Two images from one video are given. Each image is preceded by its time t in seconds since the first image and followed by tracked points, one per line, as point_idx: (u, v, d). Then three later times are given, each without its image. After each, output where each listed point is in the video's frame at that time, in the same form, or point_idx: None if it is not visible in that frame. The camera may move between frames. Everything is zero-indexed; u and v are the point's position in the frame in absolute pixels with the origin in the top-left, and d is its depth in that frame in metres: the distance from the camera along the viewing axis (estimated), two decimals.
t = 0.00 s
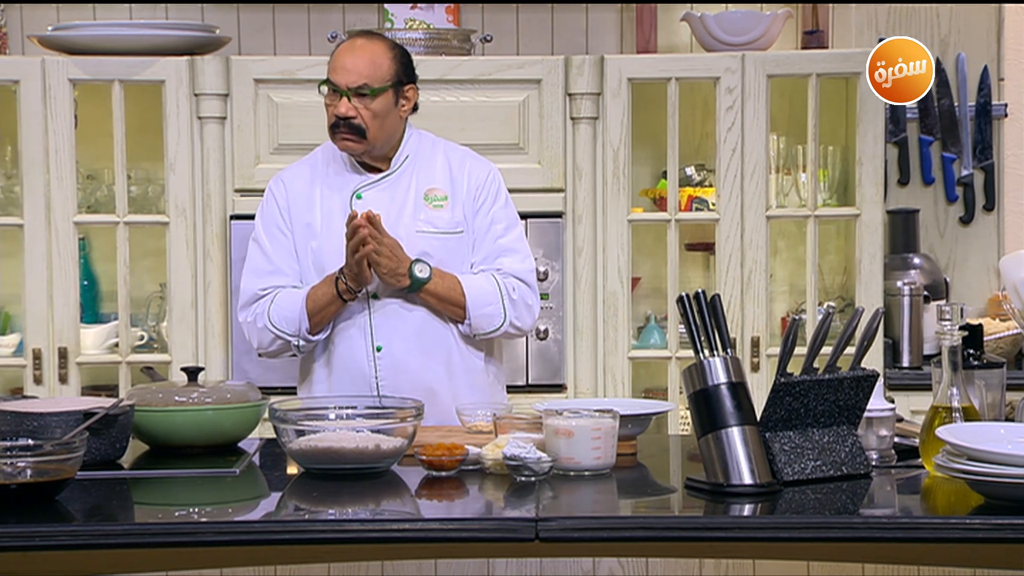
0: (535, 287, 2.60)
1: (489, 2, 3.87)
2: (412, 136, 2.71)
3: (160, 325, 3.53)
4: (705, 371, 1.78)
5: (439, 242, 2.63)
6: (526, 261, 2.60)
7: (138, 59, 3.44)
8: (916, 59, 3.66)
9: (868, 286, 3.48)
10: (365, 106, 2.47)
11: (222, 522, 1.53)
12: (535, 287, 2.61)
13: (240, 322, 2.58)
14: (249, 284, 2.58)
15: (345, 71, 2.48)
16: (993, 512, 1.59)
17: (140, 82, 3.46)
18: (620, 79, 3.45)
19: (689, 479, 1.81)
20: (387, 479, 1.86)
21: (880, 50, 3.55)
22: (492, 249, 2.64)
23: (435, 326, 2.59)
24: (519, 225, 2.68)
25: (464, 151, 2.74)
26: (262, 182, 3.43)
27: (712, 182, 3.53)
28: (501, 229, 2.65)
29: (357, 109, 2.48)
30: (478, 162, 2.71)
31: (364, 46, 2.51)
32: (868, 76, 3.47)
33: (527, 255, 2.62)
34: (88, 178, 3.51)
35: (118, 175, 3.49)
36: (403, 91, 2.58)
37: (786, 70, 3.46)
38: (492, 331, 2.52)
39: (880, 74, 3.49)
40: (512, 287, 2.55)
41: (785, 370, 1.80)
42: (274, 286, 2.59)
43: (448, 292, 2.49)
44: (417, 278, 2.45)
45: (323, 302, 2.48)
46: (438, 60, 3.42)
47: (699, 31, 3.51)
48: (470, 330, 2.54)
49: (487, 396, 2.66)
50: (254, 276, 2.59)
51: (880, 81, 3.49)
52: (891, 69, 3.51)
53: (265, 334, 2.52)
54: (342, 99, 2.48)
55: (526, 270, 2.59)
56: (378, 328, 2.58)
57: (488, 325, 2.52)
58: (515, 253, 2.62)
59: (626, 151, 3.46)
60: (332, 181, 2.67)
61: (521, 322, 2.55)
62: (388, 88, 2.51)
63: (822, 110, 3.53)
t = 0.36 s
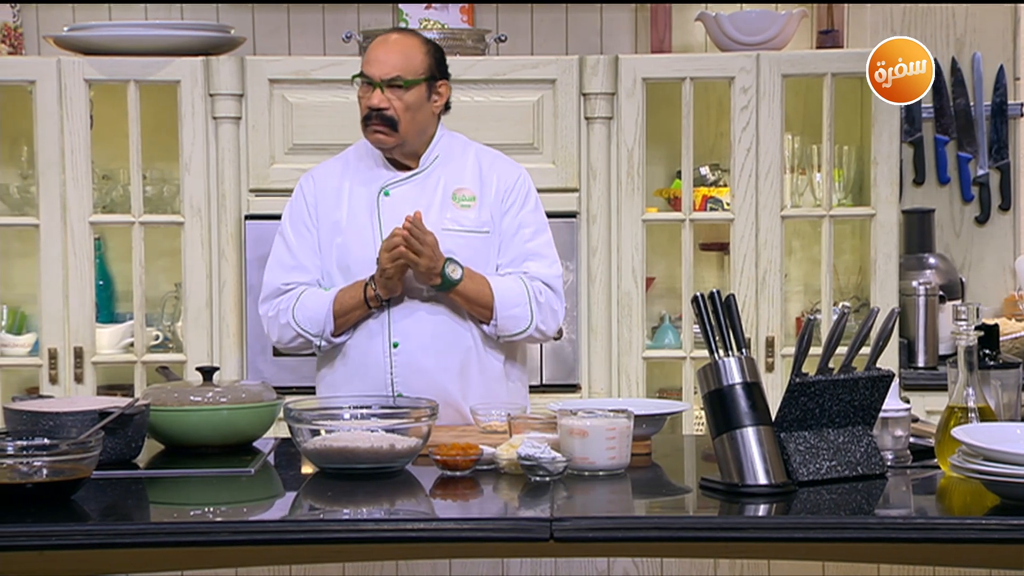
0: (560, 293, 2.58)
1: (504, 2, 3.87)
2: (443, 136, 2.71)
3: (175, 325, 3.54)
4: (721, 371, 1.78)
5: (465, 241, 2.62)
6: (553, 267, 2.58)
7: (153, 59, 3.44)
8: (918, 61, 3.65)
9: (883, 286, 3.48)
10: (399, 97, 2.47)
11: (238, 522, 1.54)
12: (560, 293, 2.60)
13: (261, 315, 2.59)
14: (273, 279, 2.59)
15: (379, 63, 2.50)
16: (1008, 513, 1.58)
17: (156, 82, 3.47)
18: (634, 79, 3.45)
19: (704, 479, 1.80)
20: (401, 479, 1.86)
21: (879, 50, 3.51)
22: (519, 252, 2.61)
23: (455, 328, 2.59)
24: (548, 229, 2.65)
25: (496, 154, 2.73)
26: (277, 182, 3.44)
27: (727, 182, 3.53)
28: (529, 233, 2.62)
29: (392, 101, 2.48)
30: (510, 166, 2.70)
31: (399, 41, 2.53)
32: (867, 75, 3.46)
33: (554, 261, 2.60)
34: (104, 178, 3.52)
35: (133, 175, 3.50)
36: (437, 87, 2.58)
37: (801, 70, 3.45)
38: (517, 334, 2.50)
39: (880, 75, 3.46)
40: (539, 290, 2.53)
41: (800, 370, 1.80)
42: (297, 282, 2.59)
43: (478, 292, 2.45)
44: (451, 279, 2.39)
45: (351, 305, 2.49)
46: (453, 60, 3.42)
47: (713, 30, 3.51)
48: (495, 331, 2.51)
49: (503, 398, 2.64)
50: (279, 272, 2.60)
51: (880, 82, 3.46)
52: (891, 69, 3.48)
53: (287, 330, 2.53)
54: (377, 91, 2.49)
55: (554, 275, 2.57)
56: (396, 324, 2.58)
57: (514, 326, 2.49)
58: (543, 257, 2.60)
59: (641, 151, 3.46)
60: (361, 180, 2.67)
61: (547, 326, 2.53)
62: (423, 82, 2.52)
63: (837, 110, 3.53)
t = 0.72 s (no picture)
0: (606, 308, 2.57)
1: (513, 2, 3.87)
2: (509, 141, 2.73)
3: (185, 324, 3.55)
4: (730, 371, 1.78)
5: (517, 242, 2.62)
6: (602, 281, 2.58)
7: (164, 59, 3.45)
8: (919, 61, 3.63)
9: (893, 287, 3.47)
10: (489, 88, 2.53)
11: (248, 521, 1.54)
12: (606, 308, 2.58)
13: (301, 294, 2.60)
14: (316, 259, 2.60)
15: (466, 54, 2.53)
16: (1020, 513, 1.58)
17: (166, 82, 3.47)
18: (644, 79, 3.44)
19: (714, 479, 1.80)
20: (411, 479, 1.86)
21: (879, 50, 3.49)
22: (570, 262, 2.61)
23: (494, 327, 2.57)
24: (601, 244, 2.65)
25: (558, 166, 2.75)
26: (286, 182, 3.44)
27: (737, 182, 3.53)
28: (583, 245, 2.63)
29: (480, 92, 2.53)
30: (569, 178, 2.71)
31: (480, 34, 2.57)
32: (867, 75, 3.46)
33: (604, 275, 2.60)
34: (114, 178, 3.53)
35: (143, 175, 3.51)
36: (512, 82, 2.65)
37: (811, 69, 3.45)
38: (559, 343, 2.48)
39: (880, 75, 3.46)
40: (586, 302, 2.51)
41: (810, 370, 1.79)
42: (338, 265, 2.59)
43: (525, 301, 2.46)
44: (496, 288, 2.40)
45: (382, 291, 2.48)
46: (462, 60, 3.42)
47: (723, 30, 3.51)
48: (537, 339, 2.50)
49: (534, 402, 2.59)
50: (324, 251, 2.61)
51: (880, 82, 3.46)
52: (892, 69, 3.49)
53: (322, 308, 2.54)
54: (466, 82, 2.53)
55: (602, 289, 2.56)
56: (435, 314, 2.57)
57: (556, 336, 2.48)
58: (593, 270, 2.60)
59: (650, 151, 3.46)
60: (420, 174, 2.67)
61: (590, 340, 2.51)
62: (506, 75, 2.58)
63: (846, 109, 3.52)
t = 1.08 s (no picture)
0: (640, 318, 2.55)
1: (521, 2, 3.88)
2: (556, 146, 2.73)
3: (194, 324, 3.56)
4: (738, 371, 1.77)
5: (556, 246, 2.62)
6: (638, 291, 2.57)
7: (172, 59, 3.45)
8: (917, 59, 3.59)
9: (902, 287, 3.47)
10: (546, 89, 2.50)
11: (256, 521, 1.53)
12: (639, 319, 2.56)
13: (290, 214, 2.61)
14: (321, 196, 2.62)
15: (524, 54, 2.51)
16: None
17: (174, 83, 3.48)
18: (652, 79, 3.44)
19: (722, 479, 1.80)
20: (419, 478, 1.85)
21: (879, 49, 3.49)
22: (607, 269, 2.61)
23: (524, 326, 2.57)
24: (638, 255, 2.65)
25: (601, 176, 2.76)
26: (294, 182, 3.45)
27: (745, 182, 3.53)
28: (621, 254, 2.63)
29: (537, 93, 2.51)
30: (612, 189, 2.72)
31: (537, 35, 2.55)
32: (867, 75, 3.46)
33: (639, 286, 2.59)
34: (122, 178, 3.53)
35: (152, 175, 3.51)
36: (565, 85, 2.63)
37: (820, 69, 3.45)
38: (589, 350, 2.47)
39: (880, 75, 3.46)
40: (619, 311, 2.50)
41: (819, 370, 1.78)
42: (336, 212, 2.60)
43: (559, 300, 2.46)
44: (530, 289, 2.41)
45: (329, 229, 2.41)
46: (470, 60, 3.42)
47: (731, 30, 3.50)
48: (567, 344, 2.49)
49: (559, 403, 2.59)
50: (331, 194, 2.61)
51: (880, 82, 3.46)
52: (893, 69, 3.48)
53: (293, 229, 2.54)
54: (523, 82, 2.50)
55: (637, 299, 2.55)
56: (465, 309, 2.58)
57: (587, 342, 2.47)
58: (628, 279, 2.59)
59: (658, 151, 3.46)
60: (464, 170, 2.67)
61: (621, 348, 2.49)
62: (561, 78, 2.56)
63: (855, 109, 3.52)
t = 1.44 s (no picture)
0: (651, 325, 2.53)
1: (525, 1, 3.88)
2: (570, 149, 2.73)
3: (198, 324, 3.55)
4: (742, 371, 1.77)
5: (567, 250, 2.62)
6: (649, 297, 2.55)
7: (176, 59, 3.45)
8: (919, 60, 3.61)
9: (906, 287, 3.47)
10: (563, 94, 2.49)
11: (261, 521, 1.54)
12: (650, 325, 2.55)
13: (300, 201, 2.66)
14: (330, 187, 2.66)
15: (541, 58, 2.49)
16: None
17: (179, 83, 3.48)
18: (656, 79, 3.44)
19: (726, 479, 1.80)
20: (424, 478, 1.86)
21: (879, 49, 3.49)
22: (618, 276, 2.61)
23: (531, 330, 2.56)
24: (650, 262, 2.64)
25: (615, 181, 2.75)
26: (298, 182, 3.45)
27: (749, 182, 3.52)
28: (633, 261, 2.62)
29: (554, 97, 2.50)
30: (624, 194, 2.71)
31: (555, 37, 2.53)
32: (867, 75, 3.46)
33: (650, 292, 2.57)
34: (127, 178, 3.53)
35: (156, 175, 3.51)
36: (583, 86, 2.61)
37: (824, 69, 3.44)
38: (601, 355, 2.43)
39: (879, 75, 3.46)
40: (630, 316, 2.47)
41: (822, 370, 1.79)
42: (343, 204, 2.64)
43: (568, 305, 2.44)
44: (541, 291, 2.42)
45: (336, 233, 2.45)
46: (473, 60, 3.42)
47: (735, 30, 3.50)
48: (578, 349, 2.46)
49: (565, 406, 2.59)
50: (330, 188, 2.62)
51: (879, 81, 3.46)
52: (892, 69, 3.48)
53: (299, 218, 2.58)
54: (540, 86, 2.49)
55: (647, 306, 2.54)
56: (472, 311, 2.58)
57: (597, 347, 2.43)
58: (640, 286, 2.58)
59: (662, 151, 3.45)
60: (475, 169, 2.68)
61: (632, 354, 2.46)
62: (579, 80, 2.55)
63: (859, 109, 3.52)
